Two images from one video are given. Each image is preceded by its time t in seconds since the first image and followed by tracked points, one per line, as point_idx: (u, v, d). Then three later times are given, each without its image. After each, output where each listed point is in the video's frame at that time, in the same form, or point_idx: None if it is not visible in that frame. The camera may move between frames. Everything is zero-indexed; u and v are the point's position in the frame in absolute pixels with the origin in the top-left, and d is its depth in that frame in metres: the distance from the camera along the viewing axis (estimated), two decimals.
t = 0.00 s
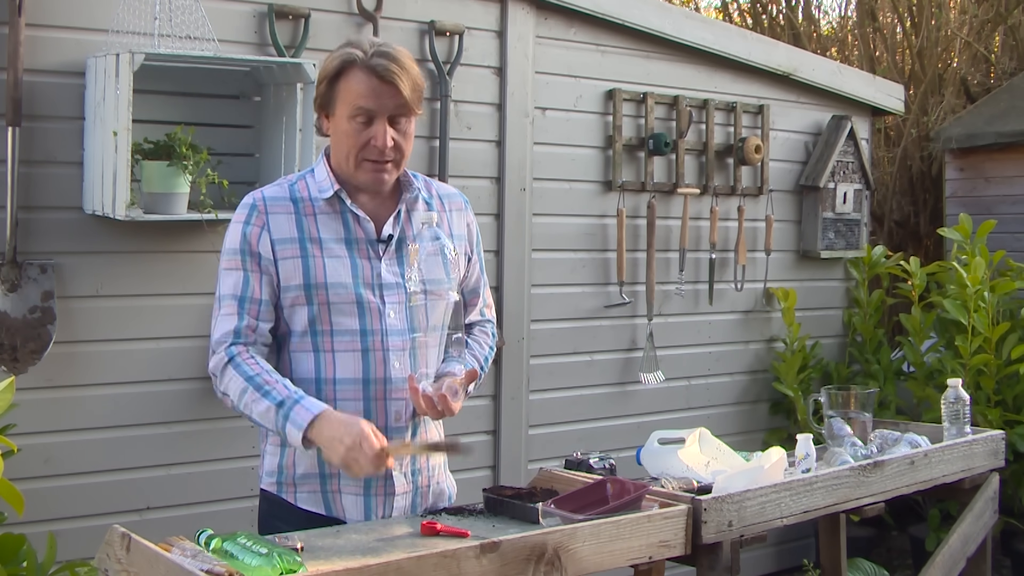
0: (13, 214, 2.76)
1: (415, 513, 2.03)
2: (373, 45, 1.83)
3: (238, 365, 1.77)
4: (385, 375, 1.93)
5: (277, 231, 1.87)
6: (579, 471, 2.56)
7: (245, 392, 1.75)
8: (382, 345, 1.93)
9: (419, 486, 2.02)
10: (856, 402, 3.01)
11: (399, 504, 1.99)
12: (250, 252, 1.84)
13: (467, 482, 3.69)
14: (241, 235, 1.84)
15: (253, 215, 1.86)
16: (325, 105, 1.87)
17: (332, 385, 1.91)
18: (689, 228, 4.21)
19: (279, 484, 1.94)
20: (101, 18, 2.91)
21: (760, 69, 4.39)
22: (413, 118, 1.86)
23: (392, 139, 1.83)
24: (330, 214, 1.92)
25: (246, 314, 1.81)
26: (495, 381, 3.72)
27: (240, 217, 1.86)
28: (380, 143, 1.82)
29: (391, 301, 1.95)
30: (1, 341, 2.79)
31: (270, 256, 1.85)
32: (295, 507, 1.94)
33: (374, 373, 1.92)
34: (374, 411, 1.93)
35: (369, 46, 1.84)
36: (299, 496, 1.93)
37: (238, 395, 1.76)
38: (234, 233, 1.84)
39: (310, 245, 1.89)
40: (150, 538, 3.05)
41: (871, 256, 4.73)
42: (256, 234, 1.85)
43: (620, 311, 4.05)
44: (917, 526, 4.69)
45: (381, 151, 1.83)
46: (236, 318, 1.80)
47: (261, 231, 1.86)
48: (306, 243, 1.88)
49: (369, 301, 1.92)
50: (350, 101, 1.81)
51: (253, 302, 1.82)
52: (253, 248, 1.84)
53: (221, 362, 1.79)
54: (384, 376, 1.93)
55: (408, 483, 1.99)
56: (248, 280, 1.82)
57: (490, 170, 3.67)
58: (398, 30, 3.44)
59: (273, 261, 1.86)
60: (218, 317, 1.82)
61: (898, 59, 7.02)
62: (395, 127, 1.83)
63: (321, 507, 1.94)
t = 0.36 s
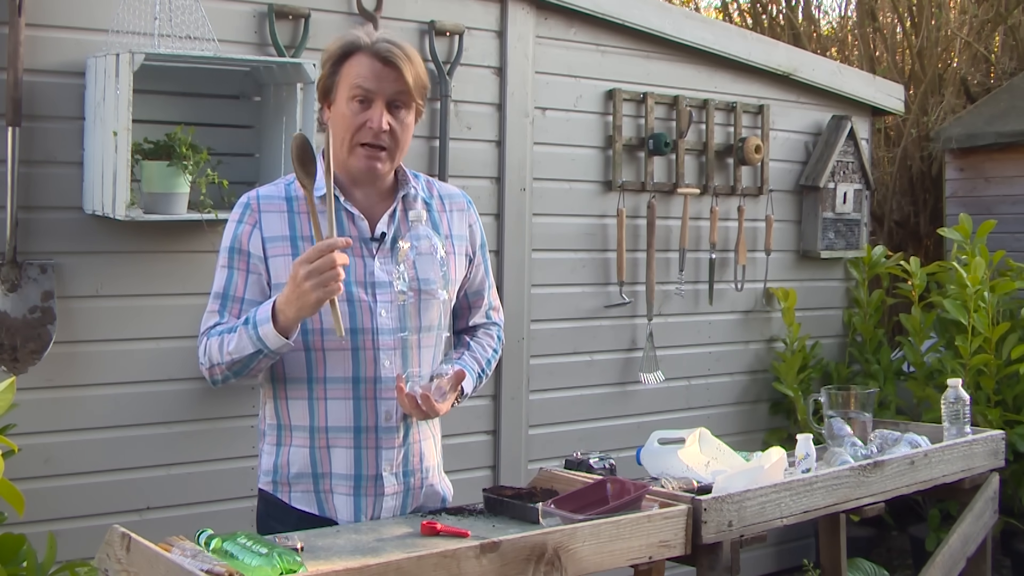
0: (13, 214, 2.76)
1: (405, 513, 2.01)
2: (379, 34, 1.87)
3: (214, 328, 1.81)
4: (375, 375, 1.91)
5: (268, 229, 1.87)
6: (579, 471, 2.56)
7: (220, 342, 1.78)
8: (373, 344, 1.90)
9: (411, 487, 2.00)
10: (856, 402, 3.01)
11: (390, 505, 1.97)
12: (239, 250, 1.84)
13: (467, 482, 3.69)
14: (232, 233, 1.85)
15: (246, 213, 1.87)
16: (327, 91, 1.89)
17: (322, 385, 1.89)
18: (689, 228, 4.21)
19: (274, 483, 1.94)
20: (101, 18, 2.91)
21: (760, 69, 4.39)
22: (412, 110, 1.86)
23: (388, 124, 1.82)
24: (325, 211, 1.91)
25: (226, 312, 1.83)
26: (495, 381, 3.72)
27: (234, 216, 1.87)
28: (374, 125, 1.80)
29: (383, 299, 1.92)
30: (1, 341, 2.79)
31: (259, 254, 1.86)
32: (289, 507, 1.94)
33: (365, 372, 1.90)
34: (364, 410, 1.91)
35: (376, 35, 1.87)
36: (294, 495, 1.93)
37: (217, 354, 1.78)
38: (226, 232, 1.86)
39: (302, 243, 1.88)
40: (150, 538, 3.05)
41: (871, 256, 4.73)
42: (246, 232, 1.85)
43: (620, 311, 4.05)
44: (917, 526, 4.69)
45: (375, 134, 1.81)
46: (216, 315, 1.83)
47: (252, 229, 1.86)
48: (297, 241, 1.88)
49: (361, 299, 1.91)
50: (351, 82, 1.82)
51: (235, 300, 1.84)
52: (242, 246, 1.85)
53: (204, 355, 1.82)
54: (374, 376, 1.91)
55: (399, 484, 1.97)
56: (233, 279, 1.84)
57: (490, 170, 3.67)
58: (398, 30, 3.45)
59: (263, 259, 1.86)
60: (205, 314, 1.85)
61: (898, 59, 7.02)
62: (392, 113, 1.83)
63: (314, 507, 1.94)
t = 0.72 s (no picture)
0: (13, 214, 2.76)
1: (404, 514, 2.01)
2: (387, 35, 1.86)
3: (213, 330, 1.81)
4: (376, 377, 1.91)
5: (269, 231, 1.87)
6: (579, 471, 2.56)
7: (217, 344, 1.78)
8: (374, 347, 1.91)
9: (411, 489, 2.00)
10: (856, 402, 3.01)
11: (390, 507, 1.97)
12: (240, 252, 1.84)
13: (467, 482, 3.69)
14: (233, 235, 1.85)
15: (247, 214, 1.87)
16: (332, 91, 1.88)
17: (322, 387, 1.89)
18: (689, 228, 4.21)
19: (274, 485, 1.94)
20: (101, 18, 2.91)
21: (760, 69, 4.39)
22: (418, 113, 1.86)
23: (394, 126, 1.82)
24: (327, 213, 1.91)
25: (225, 313, 1.83)
26: (495, 381, 3.72)
27: (236, 217, 1.87)
28: (380, 126, 1.80)
29: (384, 301, 1.92)
30: (1, 341, 2.79)
31: (259, 255, 1.86)
32: (289, 508, 1.94)
33: (365, 374, 1.90)
34: (365, 413, 1.91)
35: (383, 36, 1.87)
36: (293, 497, 1.93)
37: (215, 356, 1.78)
38: (227, 233, 1.86)
39: (303, 244, 1.88)
40: (150, 538, 3.05)
41: (871, 256, 4.73)
42: (247, 234, 1.85)
43: (620, 311, 4.05)
44: (917, 526, 4.69)
45: (382, 135, 1.81)
46: (215, 317, 1.83)
47: (253, 231, 1.86)
48: (298, 242, 1.88)
49: (362, 301, 1.91)
50: (358, 83, 1.82)
51: (234, 302, 1.84)
52: (242, 247, 1.85)
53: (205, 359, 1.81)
54: (375, 378, 1.91)
55: (399, 486, 1.97)
56: (232, 280, 1.84)
57: (490, 170, 3.67)
58: (398, 30, 3.45)
59: (263, 261, 1.86)
60: (204, 316, 1.85)
61: (898, 59, 7.02)
62: (398, 115, 1.83)
63: (314, 508, 1.94)
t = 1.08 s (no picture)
0: (13, 214, 2.76)
1: (404, 514, 2.01)
2: (381, 36, 1.86)
3: (213, 331, 1.81)
4: (377, 377, 1.91)
5: (268, 231, 1.87)
6: (579, 471, 2.56)
7: (218, 344, 1.78)
8: (374, 346, 1.91)
9: (412, 488, 2.00)
10: (856, 402, 3.01)
11: (391, 507, 1.97)
12: (239, 253, 1.84)
13: (467, 482, 3.69)
14: (233, 235, 1.85)
15: (246, 215, 1.87)
16: (328, 93, 1.88)
17: (323, 387, 1.89)
18: (689, 228, 4.21)
19: (274, 485, 1.94)
20: (101, 18, 2.91)
21: (760, 69, 4.39)
22: (415, 114, 1.86)
23: (391, 129, 1.82)
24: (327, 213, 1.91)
25: (225, 314, 1.83)
26: (495, 381, 3.72)
27: (235, 218, 1.87)
28: (378, 130, 1.80)
29: (384, 301, 1.92)
30: (1, 341, 2.79)
31: (259, 256, 1.86)
32: (290, 509, 1.94)
33: (366, 375, 1.90)
34: (366, 413, 1.91)
35: (377, 37, 1.86)
36: (294, 497, 1.93)
37: (216, 357, 1.78)
38: (226, 234, 1.86)
39: (303, 244, 1.88)
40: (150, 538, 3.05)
41: (871, 257, 4.73)
42: (246, 235, 1.85)
43: (620, 311, 4.05)
44: (917, 526, 4.69)
45: (379, 139, 1.81)
46: (215, 318, 1.83)
47: (252, 231, 1.86)
48: (298, 243, 1.88)
49: (362, 301, 1.91)
50: (354, 86, 1.82)
51: (234, 302, 1.84)
52: (242, 248, 1.85)
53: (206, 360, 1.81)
54: (376, 378, 1.91)
55: (400, 486, 1.97)
56: (232, 281, 1.84)
57: (490, 170, 3.67)
58: (398, 30, 3.45)
59: (263, 261, 1.86)
60: (204, 317, 1.85)
61: (898, 59, 7.02)
62: (395, 118, 1.83)
63: (315, 508, 1.94)
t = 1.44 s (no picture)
0: (13, 214, 2.76)
1: (404, 514, 2.01)
2: (378, 37, 1.86)
3: (213, 332, 1.81)
4: (376, 377, 1.91)
5: (266, 231, 1.87)
6: (579, 471, 2.56)
7: (218, 345, 1.78)
8: (373, 346, 1.91)
9: (411, 489, 2.00)
10: (855, 402, 3.01)
11: (391, 508, 1.97)
12: (238, 254, 1.84)
13: (467, 482, 3.69)
14: (231, 235, 1.85)
15: (244, 216, 1.87)
16: (325, 95, 1.88)
17: (322, 387, 1.89)
18: (689, 228, 4.21)
19: (274, 486, 1.94)
20: (101, 18, 2.91)
21: (760, 69, 4.39)
22: (411, 115, 1.86)
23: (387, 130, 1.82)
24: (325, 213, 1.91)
25: (224, 315, 1.83)
26: (495, 381, 3.72)
27: (234, 218, 1.87)
28: (373, 132, 1.80)
29: (382, 301, 1.92)
30: (1, 341, 2.79)
31: (258, 257, 1.86)
32: (290, 510, 1.94)
33: (365, 375, 1.90)
34: (365, 413, 1.91)
35: (374, 39, 1.86)
36: (293, 498, 1.93)
37: (216, 357, 1.78)
38: (225, 234, 1.86)
39: (301, 245, 1.88)
40: (150, 538, 3.05)
41: (871, 257, 4.73)
42: (245, 235, 1.85)
43: (620, 311, 4.05)
44: (917, 526, 4.69)
45: (376, 141, 1.81)
46: (215, 319, 1.83)
47: (251, 232, 1.86)
48: (296, 243, 1.88)
49: (361, 301, 1.91)
50: (349, 88, 1.82)
51: (234, 303, 1.84)
52: (241, 249, 1.84)
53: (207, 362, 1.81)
54: (375, 378, 1.91)
55: (400, 486, 1.98)
56: (231, 282, 1.84)
57: (490, 170, 3.67)
58: (398, 30, 3.45)
59: (262, 262, 1.86)
60: (203, 317, 1.85)
61: (898, 59, 7.02)
62: (391, 119, 1.83)
63: (315, 509, 1.94)
